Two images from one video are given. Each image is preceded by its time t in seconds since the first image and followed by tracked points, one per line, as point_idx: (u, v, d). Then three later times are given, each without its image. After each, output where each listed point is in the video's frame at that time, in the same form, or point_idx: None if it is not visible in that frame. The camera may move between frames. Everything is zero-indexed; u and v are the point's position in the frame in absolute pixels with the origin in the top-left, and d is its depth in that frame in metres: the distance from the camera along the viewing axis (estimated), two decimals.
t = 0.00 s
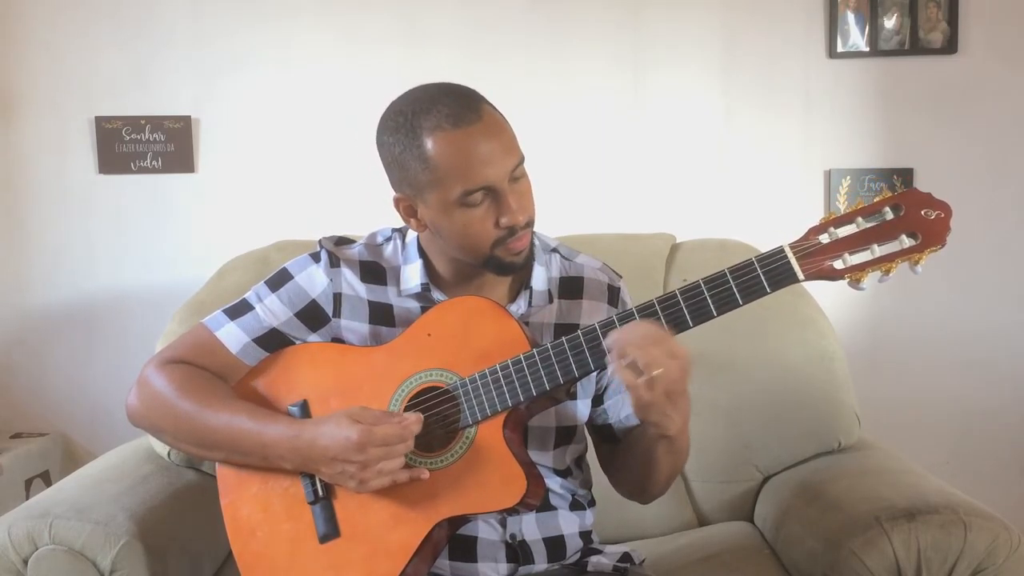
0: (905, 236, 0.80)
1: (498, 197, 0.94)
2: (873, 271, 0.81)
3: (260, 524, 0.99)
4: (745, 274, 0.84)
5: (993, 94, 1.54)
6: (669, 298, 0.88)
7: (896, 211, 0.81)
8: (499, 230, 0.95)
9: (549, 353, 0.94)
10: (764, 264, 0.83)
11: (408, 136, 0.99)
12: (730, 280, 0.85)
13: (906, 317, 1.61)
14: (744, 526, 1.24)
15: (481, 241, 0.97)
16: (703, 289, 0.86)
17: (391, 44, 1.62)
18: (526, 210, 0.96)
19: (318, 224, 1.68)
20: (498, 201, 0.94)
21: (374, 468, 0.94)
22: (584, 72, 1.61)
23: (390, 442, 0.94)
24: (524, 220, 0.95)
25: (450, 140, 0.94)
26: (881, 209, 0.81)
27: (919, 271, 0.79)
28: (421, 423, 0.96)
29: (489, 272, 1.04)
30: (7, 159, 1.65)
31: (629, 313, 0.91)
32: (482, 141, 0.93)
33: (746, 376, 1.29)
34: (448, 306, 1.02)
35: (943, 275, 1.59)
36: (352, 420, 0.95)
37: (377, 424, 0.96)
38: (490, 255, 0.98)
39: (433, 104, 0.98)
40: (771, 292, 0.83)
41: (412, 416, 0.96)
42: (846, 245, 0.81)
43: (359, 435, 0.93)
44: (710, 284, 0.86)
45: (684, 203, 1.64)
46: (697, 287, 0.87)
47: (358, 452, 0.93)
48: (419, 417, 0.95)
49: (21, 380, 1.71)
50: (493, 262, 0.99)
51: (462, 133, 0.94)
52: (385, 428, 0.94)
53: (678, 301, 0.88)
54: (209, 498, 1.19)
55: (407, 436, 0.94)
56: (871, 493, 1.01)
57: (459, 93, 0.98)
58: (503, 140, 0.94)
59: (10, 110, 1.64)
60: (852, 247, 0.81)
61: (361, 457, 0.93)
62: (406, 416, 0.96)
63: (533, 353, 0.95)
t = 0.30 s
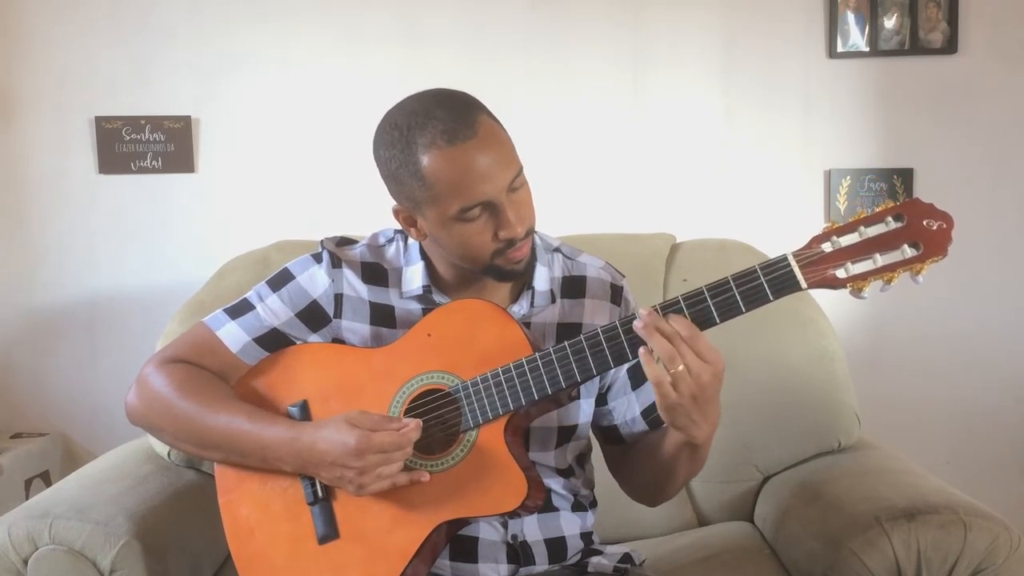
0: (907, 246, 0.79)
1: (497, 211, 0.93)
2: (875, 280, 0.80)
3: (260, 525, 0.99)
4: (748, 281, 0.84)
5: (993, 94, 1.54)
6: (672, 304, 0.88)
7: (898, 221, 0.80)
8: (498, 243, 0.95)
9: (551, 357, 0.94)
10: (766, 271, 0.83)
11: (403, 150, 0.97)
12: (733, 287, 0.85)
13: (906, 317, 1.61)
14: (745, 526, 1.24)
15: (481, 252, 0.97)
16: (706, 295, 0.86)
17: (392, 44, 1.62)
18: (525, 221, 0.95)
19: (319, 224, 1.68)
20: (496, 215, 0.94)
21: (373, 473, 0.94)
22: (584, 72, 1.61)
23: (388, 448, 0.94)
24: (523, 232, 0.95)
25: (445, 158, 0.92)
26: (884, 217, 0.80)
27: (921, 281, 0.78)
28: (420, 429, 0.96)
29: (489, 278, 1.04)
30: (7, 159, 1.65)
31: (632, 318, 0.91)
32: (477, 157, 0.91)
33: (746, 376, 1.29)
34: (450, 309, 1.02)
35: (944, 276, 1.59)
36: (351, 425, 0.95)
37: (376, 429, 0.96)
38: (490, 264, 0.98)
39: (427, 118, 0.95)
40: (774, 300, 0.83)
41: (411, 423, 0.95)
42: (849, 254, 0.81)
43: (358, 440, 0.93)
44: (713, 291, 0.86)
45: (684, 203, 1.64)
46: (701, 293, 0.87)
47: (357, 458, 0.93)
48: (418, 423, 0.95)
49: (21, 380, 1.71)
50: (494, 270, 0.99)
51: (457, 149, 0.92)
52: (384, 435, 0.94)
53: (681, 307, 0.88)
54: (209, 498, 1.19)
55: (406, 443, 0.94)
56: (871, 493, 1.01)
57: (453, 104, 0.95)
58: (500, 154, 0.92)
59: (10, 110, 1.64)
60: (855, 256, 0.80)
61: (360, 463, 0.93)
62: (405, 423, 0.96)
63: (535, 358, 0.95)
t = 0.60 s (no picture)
0: (910, 247, 0.79)
1: (505, 206, 0.94)
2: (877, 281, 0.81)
3: (259, 525, 0.99)
4: (749, 282, 0.84)
5: (993, 94, 1.54)
6: (672, 305, 0.88)
7: (901, 221, 0.80)
8: (506, 237, 0.95)
9: (552, 358, 0.94)
10: (767, 272, 0.83)
11: (412, 144, 0.97)
12: (734, 288, 0.85)
13: (906, 317, 1.61)
14: (745, 526, 1.24)
15: (488, 247, 0.97)
16: (707, 296, 0.87)
17: (392, 44, 1.62)
18: (533, 216, 0.95)
19: (319, 223, 1.68)
20: (504, 209, 0.94)
21: (373, 477, 0.94)
22: (584, 72, 1.61)
23: (389, 453, 0.94)
24: (530, 227, 0.95)
25: (454, 151, 0.92)
26: (887, 218, 0.80)
27: (923, 282, 0.78)
28: (422, 433, 0.96)
29: (492, 275, 1.04)
30: (7, 158, 1.65)
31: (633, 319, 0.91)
32: (487, 151, 0.92)
33: (746, 376, 1.29)
34: (451, 309, 1.01)
35: (944, 276, 1.59)
36: (352, 429, 0.95)
37: (377, 433, 0.96)
38: (496, 259, 0.98)
39: (436, 112, 0.95)
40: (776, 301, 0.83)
41: (413, 427, 0.95)
42: (851, 255, 0.81)
43: (359, 444, 0.93)
44: (714, 292, 0.86)
45: (684, 203, 1.64)
46: (701, 293, 0.87)
47: (358, 461, 0.93)
48: (419, 428, 0.95)
49: (21, 380, 1.71)
50: (499, 267, 0.99)
51: (467, 143, 0.92)
52: (385, 440, 0.94)
53: (683, 308, 0.88)
54: (209, 498, 1.19)
55: (407, 448, 0.94)
56: (871, 493, 1.01)
57: (463, 99, 0.96)
58: (509, 148, 0.93)
59: (10, 110, 1.64)
60: (857, 257, 0.80)
61: (360, 466, 0.93)
62: (407, 427, 0.96)
63: (536, 358, 0.95)
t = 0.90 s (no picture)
0: (911, 247, 0.79)
1: (500, 207, 0.93)
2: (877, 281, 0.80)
3: (260, 525, 0.99)
4: (749, 283, 0.84)
5: (993, 94, 1.54)
6: (672, 304, 0.88)
7: (902, 221, 0.80)
8: (500, 238, 0.95)
9: (551, 358, 0.94)
10: (767, 272, 0.83)
11: (407, 145, 0.97)
12: (733, 288, 0.85)
13: (906, 317, 1.61)
14: (744, 526, 1.24)
15: (483, 248, 0.97)
16: (707, 296, 0.87)
17: (392, 44, 1.62)
18: (528, 217, 0.95)
19: (319, 224, 1.68)
20: (499, 210, 0.94)
21: (372, 476, 0.94)
22: (584, 72, 1.61)
23: (389, 451, 0.94)
24: (526, 228, 0.95)
25: (449, 153, 0.92)
26: (888, 218, 0.80)
27: (924, 282, 0.78)
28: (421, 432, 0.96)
29: (490, 275, 1.04)
30: (7, 158, 1.65)
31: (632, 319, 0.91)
32: (482, 153, 0.91)
33: (746, 376, 1.29)
34: (450, 309, 1.01)
35: (943, 276, 1.59)
36: (351, 428, 0.95)
37: (376, 431, 0.95)
38: (491, 260, 0.98)
39: (432, 114, 0.95)
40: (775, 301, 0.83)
41: (412, 426, 0.95)
42: (851, 255, 0.80)
43: (359, 443, 0.93)
44: (713, 292, 0.86)
45: (684, 204, 1.64)
46: (701, 293, 0.87)
47: (358, 461, 0.93)
48: (419, 427, 0.95)
49: (21, 380, 1.71)
50: (495, 267, 0.99)
51: (461, 145, 0.92)
52: (384, 439, 0.94)
53: (682, 308, 0.88)
54: (209, 498, 1.19)
55: (406, 447, 0.94)
56: (872, 493, 1.01)
57: (459, 100, 0.96)
58: (504, 150, 0.93)
59: (10, 110, 1.64)
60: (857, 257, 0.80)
61: (360, 466, 0.93)
62: (406, 426, 0.96)
63: (535, 358, 0.95)
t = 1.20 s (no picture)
0: (906, 238, 0.79)
1: (502, 205, 0.94)
2: (872, 274, 0.80)
3: (260, 525, 0.99)
4: (745, 277, 0.84)
5: (993, 94, 1.54)
6: (668, 299, 0.88)
7: (896, 214, 0.80)
8: (503, 237, 0.96)
9: (549, 356, 0.94)
10: (762, 265, 0.83)
11: (407, 146, 0.97)
12: (729, 282, 0.85)
13: (906, 317, 1.61)
14: (744, 526, 1.24)
15: (485, 248, 0.97)
16: (703, 290, 0.87)
17: (392, 44, 1.62)
18: (530, 216, 0.95)
19: (319, 223, 1.68)
20: (501, 209, 0.94)
21: (371, 471, 0.94)
22: (585, 72, 1.61)
23: (387, 446, 0.94)
24: (528, 226, 0.95)
25: (450, 152, 0.92)
26: (882, 211, 0.80)
27: (920, 274, 0.78)
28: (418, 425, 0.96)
29: (491, 275, 1.04)
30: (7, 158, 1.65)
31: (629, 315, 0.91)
32: (482, 152, 0.92)
33: (747, 376, 1.29)
34: (449, 308, 1.02)
35: (943, 276, 1.59)
36: (349, 423, 0.95)
37: (374, 426, 0.95)
38: (494, 259, 0.98)
39: (432, 114, 0.95)
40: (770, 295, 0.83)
41: (409, 420, 0.95)
42: (846, 248, 0.81)
43: (357, 438, 0.93)
44: (709, 287, 0.86)
45: (684, 204, 1.64)
46: (697, 288, 0.87)
47: (356, 456, 0.93)
48: (416, 420, 0.95)
49: (21, 380, 1.71)
50: (498, 267, 0.99)
51: (462, 144, 0.92)
52: (382, 433, 0.94)
53: (678, 302, 0.88)
54: (209, 498, 1.19)
55: (404, 441, 0.94)
56: (872, 493, 1.01)
57: (458, 100, 0.96)
58: (504, 149, 0.93)
59: (10, 109, 1.64)
60: (852, 250, 0.81)
61: (358, 461, 0.93)
62: (404, 420, 0.96)
63: (533, 356, 0.95)
